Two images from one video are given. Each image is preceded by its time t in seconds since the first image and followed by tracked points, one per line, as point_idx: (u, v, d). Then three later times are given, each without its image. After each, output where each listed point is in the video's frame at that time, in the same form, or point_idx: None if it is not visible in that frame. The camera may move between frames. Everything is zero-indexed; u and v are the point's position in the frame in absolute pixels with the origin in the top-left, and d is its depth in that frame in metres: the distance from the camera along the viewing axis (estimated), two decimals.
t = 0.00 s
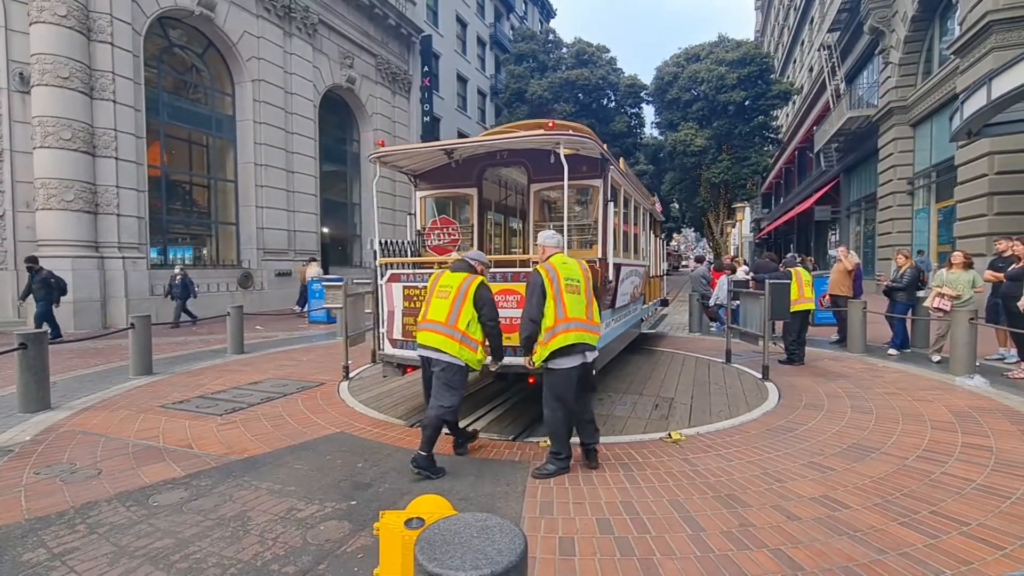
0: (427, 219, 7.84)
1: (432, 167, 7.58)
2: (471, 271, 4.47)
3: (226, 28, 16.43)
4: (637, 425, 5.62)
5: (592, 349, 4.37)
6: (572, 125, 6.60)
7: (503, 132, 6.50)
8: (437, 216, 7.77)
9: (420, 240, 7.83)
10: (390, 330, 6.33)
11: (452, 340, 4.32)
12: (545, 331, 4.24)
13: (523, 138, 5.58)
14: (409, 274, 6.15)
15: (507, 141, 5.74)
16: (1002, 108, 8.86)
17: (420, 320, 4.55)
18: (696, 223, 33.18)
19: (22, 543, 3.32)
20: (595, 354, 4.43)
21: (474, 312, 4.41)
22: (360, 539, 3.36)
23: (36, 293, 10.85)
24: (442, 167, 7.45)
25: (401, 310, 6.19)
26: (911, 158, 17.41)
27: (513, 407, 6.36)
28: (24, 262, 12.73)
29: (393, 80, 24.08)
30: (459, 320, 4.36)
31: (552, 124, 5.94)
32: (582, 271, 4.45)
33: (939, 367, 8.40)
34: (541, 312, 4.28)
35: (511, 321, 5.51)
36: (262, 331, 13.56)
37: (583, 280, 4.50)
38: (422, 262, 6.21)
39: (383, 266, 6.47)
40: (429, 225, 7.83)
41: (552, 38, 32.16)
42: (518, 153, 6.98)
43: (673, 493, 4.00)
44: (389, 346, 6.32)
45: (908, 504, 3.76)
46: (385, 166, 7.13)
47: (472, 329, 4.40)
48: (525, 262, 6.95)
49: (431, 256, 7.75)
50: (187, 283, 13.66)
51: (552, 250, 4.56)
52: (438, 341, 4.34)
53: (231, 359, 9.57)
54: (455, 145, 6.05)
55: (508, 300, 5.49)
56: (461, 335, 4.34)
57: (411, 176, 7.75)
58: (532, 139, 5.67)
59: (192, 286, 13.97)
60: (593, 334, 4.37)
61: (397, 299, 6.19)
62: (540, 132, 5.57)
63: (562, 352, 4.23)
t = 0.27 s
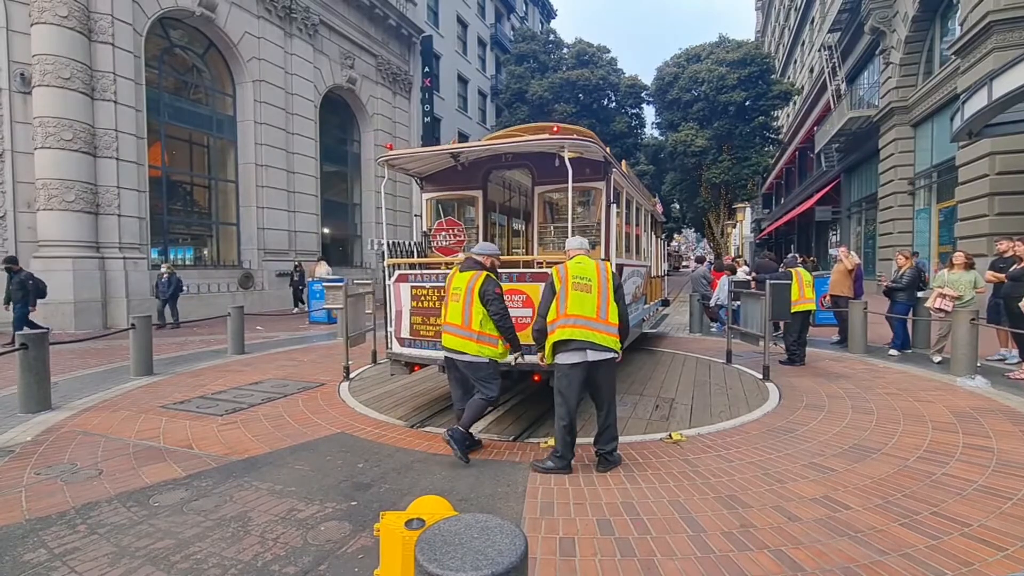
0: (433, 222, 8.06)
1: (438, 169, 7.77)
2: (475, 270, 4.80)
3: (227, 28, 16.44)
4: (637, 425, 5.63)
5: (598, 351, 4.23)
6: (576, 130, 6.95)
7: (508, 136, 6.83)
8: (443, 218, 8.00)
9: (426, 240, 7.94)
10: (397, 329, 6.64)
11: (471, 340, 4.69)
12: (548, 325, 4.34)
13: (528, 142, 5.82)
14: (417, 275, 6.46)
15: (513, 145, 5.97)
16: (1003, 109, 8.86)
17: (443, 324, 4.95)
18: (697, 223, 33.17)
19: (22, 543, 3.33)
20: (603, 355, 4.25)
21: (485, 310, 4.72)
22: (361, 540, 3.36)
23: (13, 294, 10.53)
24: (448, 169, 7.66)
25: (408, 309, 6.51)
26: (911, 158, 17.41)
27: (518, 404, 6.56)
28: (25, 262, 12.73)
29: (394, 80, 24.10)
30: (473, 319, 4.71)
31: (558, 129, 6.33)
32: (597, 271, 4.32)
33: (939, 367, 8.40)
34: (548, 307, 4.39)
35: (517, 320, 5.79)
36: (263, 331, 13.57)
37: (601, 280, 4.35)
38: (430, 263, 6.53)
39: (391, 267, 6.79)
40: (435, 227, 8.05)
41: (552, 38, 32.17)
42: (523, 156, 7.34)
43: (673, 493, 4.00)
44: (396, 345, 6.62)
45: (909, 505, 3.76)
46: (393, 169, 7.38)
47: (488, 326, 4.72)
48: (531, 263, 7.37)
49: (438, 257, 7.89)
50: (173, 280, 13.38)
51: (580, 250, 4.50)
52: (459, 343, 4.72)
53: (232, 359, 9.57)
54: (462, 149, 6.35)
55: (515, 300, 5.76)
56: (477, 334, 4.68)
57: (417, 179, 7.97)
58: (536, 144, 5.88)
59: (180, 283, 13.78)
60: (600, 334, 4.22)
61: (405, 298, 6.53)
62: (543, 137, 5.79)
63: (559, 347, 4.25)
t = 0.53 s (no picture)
0: (437, 222, 8.17)
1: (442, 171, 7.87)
2: (491, 270, 4.86)
3: (226, 28, 16.44)
4: (637, 426, 5.64)
5: (612, 350, 4.39)
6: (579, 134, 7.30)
7: (513, 140, 7.05)
8: (447, 218, 8.10)
9: (430, 241, 8.11)
10: (404, 328, 6.75)
11: (488, 339, 4.69)
12: (567, 328, 4.55)
13: (530, 147, 5.89)
14: (422, 274, 6.52)
15: (516, 149, 6.11)
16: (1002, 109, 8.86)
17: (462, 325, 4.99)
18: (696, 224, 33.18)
19: (21, 544, 3.32)
20: (620, 354, 4.40)
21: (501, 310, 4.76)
22: (360, 540, 3.36)
23: None
24: (452, 172, 7.74)
25: (414, 309, 6.60)
26: (911, 159, 17.41)
27: (524, 400, 6.81)
28: (24, 262, 12.72)
29: (393, 81, 24.10)
30: (491, 319, 4.74)
31: (560, 133, 6.71)
32: (608, 272, 4.48)
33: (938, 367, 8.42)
34: (565, 310, 4.60)
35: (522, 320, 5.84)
36: (262, 331, 13.55)
37: (614, 279, 4.50)
38: (435, 263, 6.59)
39: (397, 268, 6.92)
40: (439, 228, 8.16)
41: (552, 38, 32.18)
42: (527, 159, 7.58)
43: (673, 493, 4.00)
44: (403, 344, 6.72)
45: (909, 505, 3.76)
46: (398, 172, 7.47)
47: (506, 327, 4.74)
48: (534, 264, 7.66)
49: (442, 257, 8.06)
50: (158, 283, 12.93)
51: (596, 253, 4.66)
52: (476, 342, 4.74)
53: (232, 360, 9.57)
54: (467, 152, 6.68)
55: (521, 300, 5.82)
56: (495, 334, 4.70)
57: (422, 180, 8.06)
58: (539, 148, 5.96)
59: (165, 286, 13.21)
60: (613, 334, 4.39)
61: (411, 298, 6.61)
62: (547, 140, 5.87)
63: (577, 348, 4.43)
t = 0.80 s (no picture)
0: (441, 223, 8.28)
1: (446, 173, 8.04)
2: (517, 270, 4.99)
3: (224, 27, 16.40)
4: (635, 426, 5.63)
5: (618, 348, 4.45)
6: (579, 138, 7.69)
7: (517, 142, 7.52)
8: (451, 219, 8.21)
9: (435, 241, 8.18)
10: (409, 327, 6.91)
11: (511, 338, 4.89)
12: (577, 327, 4.68)
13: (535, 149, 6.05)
14: (428, 274, 6.76)
15: (520, 151, 6.31)
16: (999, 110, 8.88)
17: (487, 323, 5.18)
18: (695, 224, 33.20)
19: (18, 544, 3.32)
20: (626, 351, 4.47)
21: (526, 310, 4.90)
22: (358, 540, 3.36)
23: None
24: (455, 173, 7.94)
25: (419, 308, 6.78)
26: (908, 159, 17.43)
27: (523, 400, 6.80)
28: (21, 262, 12.69)
29: (392, 80, 24.09)
30: (515, 319, 4.91)
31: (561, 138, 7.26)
32: (615, 270, 4.51)
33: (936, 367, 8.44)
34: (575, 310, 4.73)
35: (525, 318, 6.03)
36: (260, 331, 13.52)
37: (621, 278, 4.53)
38: (439, 264, 6.84)
39: (402, 267, 7.08)
40: (443, 228, 8.26)
41: (551, 38, 32.20)
42: (528, 161, 7.63)
43: (671, 493, 4.00)
44: (408, 342, 6.89)
45: (906, 505, 3.76)
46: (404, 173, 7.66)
47: (529, 326, 4.91)
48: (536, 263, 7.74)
49: (446, 257, 8.15)
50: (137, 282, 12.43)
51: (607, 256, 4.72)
52: (500, 341, 4.94)
53: (230, 359, 9.56)
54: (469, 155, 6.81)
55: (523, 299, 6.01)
56: (518, 334, 4.88)
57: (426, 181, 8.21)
58: (543, 151, 6.14)
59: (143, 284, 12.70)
60: (619, 332, 4.44)
61: (416, 297, 6.81)
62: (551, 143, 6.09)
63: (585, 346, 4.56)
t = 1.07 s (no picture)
0: (447, 224, 8.45)
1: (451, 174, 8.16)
2: (536, 267, 5.04)
3: (225, 27, 16.40)
4: (636, 426, 5.62)
5: (625, 349, 4.45)
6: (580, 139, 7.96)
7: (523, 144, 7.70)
8: (456, 220, 8.36)
9: (441, 241, 8.36)
10: (416, 325, 6.96)
11: (527, 334, 4.94)
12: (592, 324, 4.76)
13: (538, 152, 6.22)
14: (434, 274, 6.75)
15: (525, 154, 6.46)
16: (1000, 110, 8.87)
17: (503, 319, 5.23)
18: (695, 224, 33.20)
19: (19, 544, 3.32)
20: (635, 353, 4.45)
21: (544, 307, 4.94)
22: (358, 540, 3.36)
23: None
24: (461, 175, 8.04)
25: (426, 307, 6.80)
26: (909, 159, 17.41)
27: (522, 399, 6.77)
28: (22, 262, 12.70)
29: (392, 80, 24.09)
30: (531, 315, 4.96)
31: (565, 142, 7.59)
32: (631, 272, 4.51)
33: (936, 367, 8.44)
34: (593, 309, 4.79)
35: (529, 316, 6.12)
36: (260, 331, 13.52)
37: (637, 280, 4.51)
38: (445, 263, 6.82)
39: (407, 269, 7.15)
40: (449, 229, 8.44)
41: (551, 38, 32.19)
42: (532, 163, 7.62)
43: (671, 493, 4.00)
44: (415, 341, 6.94)
45: (907, 505, 3.76)
46: (409, 176, 7.79)
47: (545, 323, 4.95)
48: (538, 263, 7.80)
49: (451, 257, 8.41)
50: (122, 285, 12.25)
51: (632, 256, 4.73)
52: (516, 337, 5.00)
53: (230, 359, 9.56)
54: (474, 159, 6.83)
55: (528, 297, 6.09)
56: (534, 330, 4.93)
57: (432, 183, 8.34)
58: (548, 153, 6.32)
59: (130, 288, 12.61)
60: (628, 334, 4.43)
61: (423, 297, 6.83)
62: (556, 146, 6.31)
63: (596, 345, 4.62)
